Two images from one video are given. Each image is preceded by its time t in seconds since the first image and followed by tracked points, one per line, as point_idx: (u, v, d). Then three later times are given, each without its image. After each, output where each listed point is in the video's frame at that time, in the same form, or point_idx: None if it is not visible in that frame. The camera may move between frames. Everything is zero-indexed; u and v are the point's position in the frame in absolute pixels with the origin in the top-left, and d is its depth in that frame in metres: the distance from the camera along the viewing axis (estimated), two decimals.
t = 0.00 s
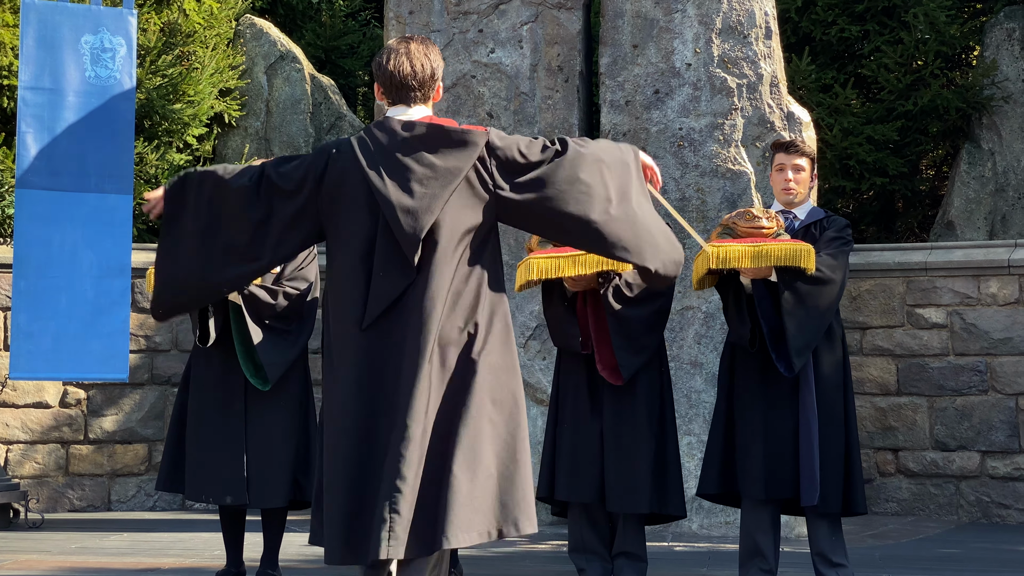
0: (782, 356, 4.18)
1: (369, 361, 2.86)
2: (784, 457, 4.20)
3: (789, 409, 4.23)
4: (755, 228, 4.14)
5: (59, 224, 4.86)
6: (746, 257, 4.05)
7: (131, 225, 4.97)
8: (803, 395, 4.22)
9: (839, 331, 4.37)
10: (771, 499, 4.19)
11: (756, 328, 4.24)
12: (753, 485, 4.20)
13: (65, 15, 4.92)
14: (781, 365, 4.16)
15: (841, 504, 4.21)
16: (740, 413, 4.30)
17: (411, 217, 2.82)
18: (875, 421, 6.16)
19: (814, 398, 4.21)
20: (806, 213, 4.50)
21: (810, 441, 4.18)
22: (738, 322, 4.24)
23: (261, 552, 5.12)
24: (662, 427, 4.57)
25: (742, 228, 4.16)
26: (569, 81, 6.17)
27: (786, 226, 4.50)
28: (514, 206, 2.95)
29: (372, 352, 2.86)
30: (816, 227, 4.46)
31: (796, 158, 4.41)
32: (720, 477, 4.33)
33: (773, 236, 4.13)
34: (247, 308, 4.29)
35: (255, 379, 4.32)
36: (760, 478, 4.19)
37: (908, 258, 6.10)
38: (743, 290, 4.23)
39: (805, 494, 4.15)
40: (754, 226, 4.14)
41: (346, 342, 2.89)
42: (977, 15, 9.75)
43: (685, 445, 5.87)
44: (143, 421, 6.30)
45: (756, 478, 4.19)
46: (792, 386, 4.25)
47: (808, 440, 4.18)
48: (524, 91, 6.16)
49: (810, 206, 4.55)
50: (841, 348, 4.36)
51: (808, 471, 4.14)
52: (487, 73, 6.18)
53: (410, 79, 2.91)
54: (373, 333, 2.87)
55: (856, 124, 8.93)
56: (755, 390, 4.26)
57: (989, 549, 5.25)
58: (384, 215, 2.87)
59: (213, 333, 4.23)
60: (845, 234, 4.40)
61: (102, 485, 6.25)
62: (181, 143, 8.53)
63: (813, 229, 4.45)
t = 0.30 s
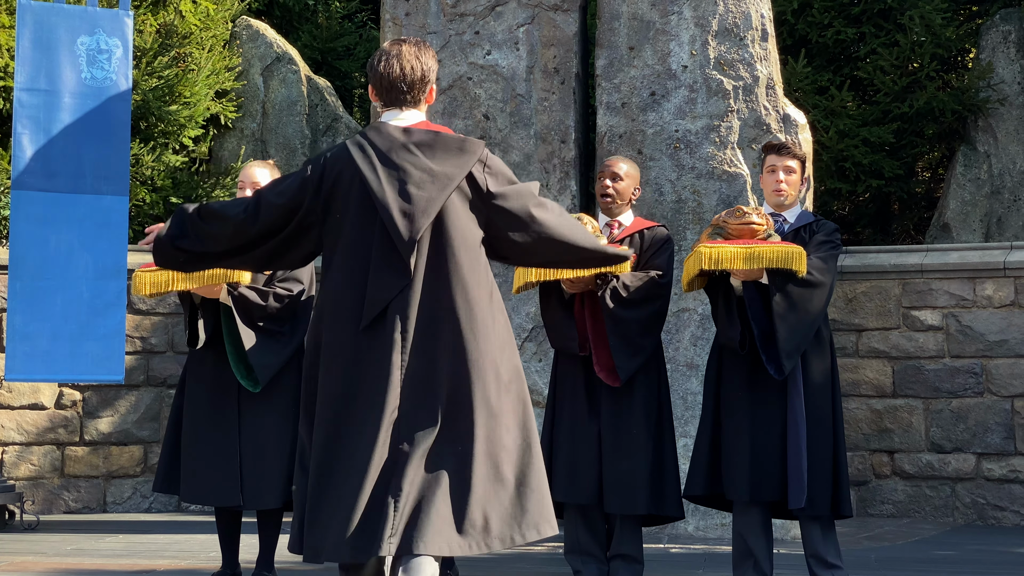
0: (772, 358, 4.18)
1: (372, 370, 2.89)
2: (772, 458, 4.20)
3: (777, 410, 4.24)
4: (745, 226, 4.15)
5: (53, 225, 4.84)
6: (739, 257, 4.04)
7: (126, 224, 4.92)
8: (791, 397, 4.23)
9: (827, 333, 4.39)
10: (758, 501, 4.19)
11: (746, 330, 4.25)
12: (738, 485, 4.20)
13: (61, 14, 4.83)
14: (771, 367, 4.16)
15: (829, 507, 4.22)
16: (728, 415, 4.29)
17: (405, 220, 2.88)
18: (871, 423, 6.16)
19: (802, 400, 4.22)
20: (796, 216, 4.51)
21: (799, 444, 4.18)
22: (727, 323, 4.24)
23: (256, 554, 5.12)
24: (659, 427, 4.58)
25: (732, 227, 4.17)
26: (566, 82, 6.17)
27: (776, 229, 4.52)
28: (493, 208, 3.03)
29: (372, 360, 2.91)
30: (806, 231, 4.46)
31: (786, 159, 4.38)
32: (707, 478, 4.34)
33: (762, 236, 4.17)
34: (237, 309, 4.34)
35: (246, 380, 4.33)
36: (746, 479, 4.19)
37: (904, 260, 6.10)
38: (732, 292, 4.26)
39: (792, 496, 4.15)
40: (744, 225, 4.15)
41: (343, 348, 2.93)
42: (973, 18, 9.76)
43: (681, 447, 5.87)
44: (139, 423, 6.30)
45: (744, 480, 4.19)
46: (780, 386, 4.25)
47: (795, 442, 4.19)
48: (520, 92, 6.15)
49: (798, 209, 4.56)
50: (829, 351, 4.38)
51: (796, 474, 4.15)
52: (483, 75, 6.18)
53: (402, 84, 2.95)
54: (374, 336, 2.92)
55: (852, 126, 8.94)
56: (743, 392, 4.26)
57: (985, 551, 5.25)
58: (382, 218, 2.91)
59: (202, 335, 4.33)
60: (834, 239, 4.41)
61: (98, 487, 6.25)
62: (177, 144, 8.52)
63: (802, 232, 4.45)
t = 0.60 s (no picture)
0: (762, 359, 4.17)
1: (339, 373, 2.91)
2: (762, 461, 4.20)
3: (767, 412, 4.24)
4: (738, 230, 4.16)
5: (50, 229, 5.62)
6: (729, 258, 4.06)
7: (121, 225, 5.72)
8: (781, 399, 4.22)
9: (819, 335, 4.39)
10: (748, 503, 4.19)
11: (737, 332, 4.25)
12: (728, 488, 4.20)
13: (58, 17, 5.60)
14: (761, 369, 4.15)
15: (820, 510, 4.22)
16: (719, 418, 4.30)
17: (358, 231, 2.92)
18: (867, 425, 6.16)
19: (792, 402, 4.22)
20: (789, 220, 4.51)
21: (788, 446, 4.18)
22: (718, 324, 4.25)
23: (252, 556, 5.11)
24: (656, 428, 4.57)
25: (725, 230, 4.18)
26: (562, 84, 6.18)
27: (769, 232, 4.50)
28: (460, 207, 2.99)
29: (343, 363, 2.92)
30: (799, 233, 4.47)
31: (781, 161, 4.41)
32: (696, 481, 4.36)
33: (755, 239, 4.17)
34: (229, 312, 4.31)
35: (238, 383, 4.32)
36: (737, 481, 4.19)
37: (900, 262, 6.11)
38: (724, 295, 4.27)
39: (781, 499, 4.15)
40: (737, 229, 4.16)
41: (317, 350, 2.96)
42: (969, 20, 9.77)
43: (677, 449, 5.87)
44: (135, 425, 6.29)
45: (731, 482, 4.20)
46: (770, 389, 4.25)
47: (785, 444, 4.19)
48: (516, 94, 6.15)
49: (792, 212, 4.56)
50: (820, 353, 4.37)
51: (785, 476, 4.15)
52: (480, 77, 6.18)
53: (376, 91, 2.97)
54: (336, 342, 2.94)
55: (849, 128, 8.95)
56: (733, 394, 4.27)
57: (981, 553, 5.25)
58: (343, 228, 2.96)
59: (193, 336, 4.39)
60: (826, 242, 4.42)
61: (94, 488, 6.24)
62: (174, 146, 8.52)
63: (795, 235, 4.45)
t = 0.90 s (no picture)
0: (754, 362, 4.17)
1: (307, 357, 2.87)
2: (758, 461, 4.20)
3: (763, 413, 4.25)
4: (729, 233, 4.17)
5: (45, 231, 5.66)
6: (717, 262, 4.09)
7: (117, 225, 5.76)
8: (778, 400, 4.24)
9: (817, 336, 4.39)
10: (745, 505, 4.19)
11: (731, 333, 4.27)
12: (725, 490, 4.20)
13: (54, 18, 5.72)
14: (753, 371, 4.15)
15: (816, 510, 4.21)
16: (715, 420, 4.31)
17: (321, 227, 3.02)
18: (863, 428, 6.17)
19: (788, 403, 4.23)
20: (789, 221, 4.54)
21: (783, 446, 4.19)
22: (713, 325, 4.29)
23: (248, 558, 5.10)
24: (651, 431, 4.56)
25: (716, 233, 4.20)
26: (559, 87, 6.18)
27: (768, 232, 4.55)
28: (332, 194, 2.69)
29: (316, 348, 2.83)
30: (797, 234, 4.50)
31: (778, 162, 4.44)
32: (693, 481, 4.35)
33: (748, 241, 4.18)
34: (223, 314, 4.36)
35: (231, 385, 4.39)
36: (732, 483, 4.19)
37: (896, 265, 6.12)
38: (719, 294, 4.30)
39: (777, 500, 4.15)
40: (728, 232, 4.18)
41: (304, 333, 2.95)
42: (965, 23, 9.76)
43: (673, 451, 5.87)
44: (130, 426, 6.28)
45: (727, 482, 4.20)
46: (767, 392, 4.26)
47: (781, 446, 4.19)
48: (513, 96, 6.15)
49: (793, 212, 4.58)
50: (817, 353, 4.37)
51: (780, 476, 4.15)
52: (477, 79, 6.18)
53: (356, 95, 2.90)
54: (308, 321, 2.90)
55: (845, 131, 8.96)
56: (730, 396, 4.27)
57: (977, 556, 5.26)
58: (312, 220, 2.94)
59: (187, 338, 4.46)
60: (826, 241, 4.42)
61: (89, 490, 6.23)
62: (170, 147, 8.52)
63: (793, 236, 4.49)
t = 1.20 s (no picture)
0: (751, 363, 4.18)
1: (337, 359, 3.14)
2: (760, 462, 4.21)
3: (764, 414, 4.25)
4: (725, 235, 4.18)
5: (41, 231, 5.67)
6: (710, 262, 4.07)
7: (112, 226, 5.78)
8: (779, 401, 4.24)
9: (818, 336, 4.39)
10: (747, 507, 4.19)
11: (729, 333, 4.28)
12: (727, 491, 4.21)
13: (48, 20, 5.68)
14: (750, 372, 4.16)
15: (818, 512, 4.21)
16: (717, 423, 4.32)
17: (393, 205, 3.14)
18: (858, 430, 6.17)
19: (788, 403, 4.23)
20: (790, 221, 4.54)
21: (786, 448, 4.20)
22: (713, 325, 4.30)
23: (242, 559, 5.10)
24: (645, 434, 4.57)
25: (712, 235, 4.20)
26: (555, 88, 6.19)
27: (769, 233, 4.56)
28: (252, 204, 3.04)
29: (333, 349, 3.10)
30: (799, 234, 4.50)
31: (779, 163, 4.48)
32: (698, 483, 4.36)
33: (744, 242, 4.17)
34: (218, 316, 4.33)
35: (226, 386, 4.36)
36: (734, 484, 4.20)
37: (891, 267, 6.13)
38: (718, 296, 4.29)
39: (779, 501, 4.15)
40: (724, 233, 4.18)
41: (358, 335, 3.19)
42: (961, 26, 9.78)
43: (668, 453, 5.86)
44: (126, 427, 6.28)
45: (731, 483, 4.20)
46: (768, 393, 4.27)
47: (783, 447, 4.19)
48: (509, 98, 6.15)
49: (796, 213, 4.58)
50: (818, 354, 4.37)
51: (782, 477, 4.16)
52: (472, 80, 6.18)
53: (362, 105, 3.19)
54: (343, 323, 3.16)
55: (840, 133, 8.97)
56: (732, 398, 4.28)
57: (971, 558, 5.26)
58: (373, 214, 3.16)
59: (181, 338, 4.43)
60: (827, 240, 4.44)
61: (84, 491, 6.22)
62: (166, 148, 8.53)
63: (794, 237, 4.49)
